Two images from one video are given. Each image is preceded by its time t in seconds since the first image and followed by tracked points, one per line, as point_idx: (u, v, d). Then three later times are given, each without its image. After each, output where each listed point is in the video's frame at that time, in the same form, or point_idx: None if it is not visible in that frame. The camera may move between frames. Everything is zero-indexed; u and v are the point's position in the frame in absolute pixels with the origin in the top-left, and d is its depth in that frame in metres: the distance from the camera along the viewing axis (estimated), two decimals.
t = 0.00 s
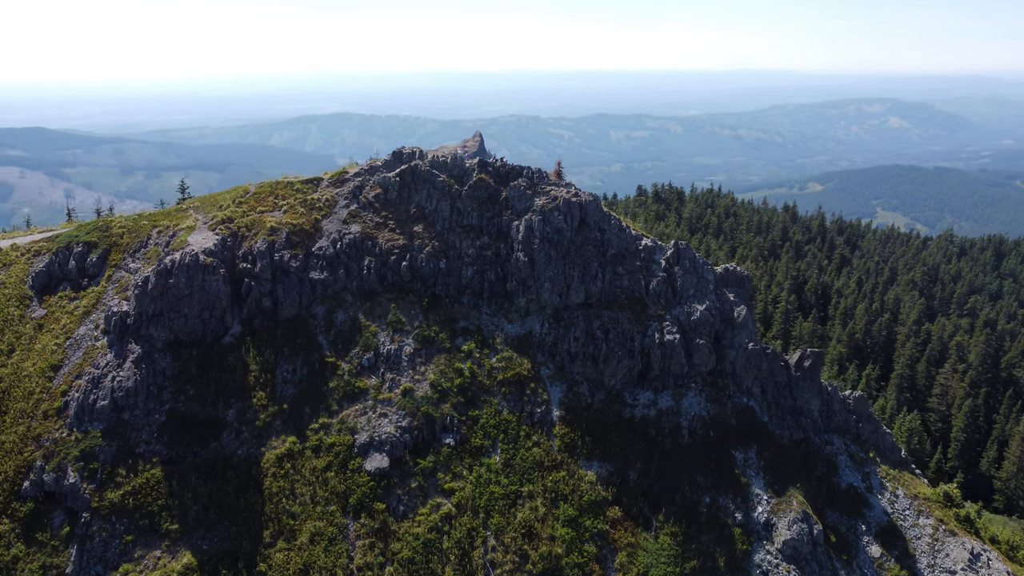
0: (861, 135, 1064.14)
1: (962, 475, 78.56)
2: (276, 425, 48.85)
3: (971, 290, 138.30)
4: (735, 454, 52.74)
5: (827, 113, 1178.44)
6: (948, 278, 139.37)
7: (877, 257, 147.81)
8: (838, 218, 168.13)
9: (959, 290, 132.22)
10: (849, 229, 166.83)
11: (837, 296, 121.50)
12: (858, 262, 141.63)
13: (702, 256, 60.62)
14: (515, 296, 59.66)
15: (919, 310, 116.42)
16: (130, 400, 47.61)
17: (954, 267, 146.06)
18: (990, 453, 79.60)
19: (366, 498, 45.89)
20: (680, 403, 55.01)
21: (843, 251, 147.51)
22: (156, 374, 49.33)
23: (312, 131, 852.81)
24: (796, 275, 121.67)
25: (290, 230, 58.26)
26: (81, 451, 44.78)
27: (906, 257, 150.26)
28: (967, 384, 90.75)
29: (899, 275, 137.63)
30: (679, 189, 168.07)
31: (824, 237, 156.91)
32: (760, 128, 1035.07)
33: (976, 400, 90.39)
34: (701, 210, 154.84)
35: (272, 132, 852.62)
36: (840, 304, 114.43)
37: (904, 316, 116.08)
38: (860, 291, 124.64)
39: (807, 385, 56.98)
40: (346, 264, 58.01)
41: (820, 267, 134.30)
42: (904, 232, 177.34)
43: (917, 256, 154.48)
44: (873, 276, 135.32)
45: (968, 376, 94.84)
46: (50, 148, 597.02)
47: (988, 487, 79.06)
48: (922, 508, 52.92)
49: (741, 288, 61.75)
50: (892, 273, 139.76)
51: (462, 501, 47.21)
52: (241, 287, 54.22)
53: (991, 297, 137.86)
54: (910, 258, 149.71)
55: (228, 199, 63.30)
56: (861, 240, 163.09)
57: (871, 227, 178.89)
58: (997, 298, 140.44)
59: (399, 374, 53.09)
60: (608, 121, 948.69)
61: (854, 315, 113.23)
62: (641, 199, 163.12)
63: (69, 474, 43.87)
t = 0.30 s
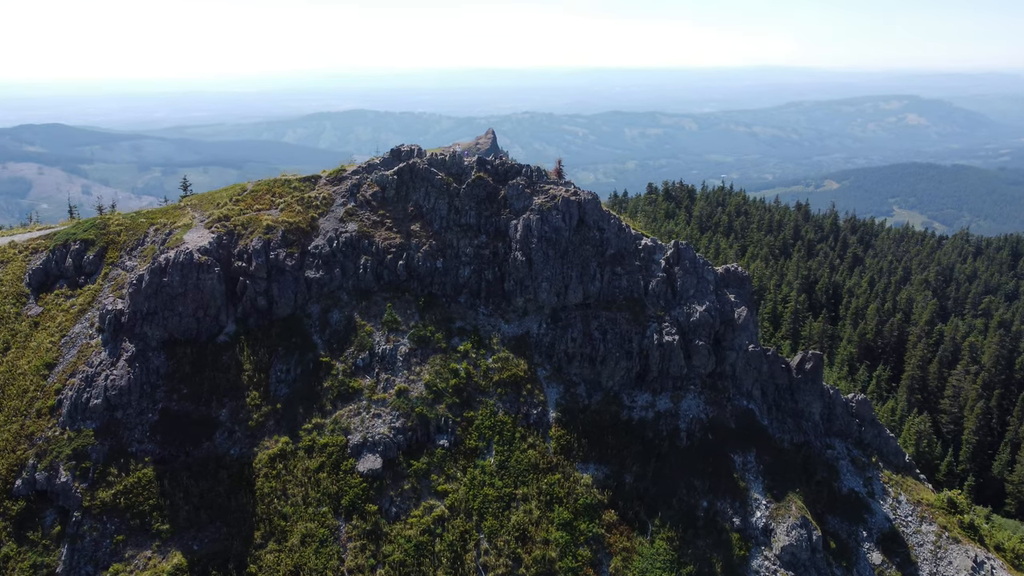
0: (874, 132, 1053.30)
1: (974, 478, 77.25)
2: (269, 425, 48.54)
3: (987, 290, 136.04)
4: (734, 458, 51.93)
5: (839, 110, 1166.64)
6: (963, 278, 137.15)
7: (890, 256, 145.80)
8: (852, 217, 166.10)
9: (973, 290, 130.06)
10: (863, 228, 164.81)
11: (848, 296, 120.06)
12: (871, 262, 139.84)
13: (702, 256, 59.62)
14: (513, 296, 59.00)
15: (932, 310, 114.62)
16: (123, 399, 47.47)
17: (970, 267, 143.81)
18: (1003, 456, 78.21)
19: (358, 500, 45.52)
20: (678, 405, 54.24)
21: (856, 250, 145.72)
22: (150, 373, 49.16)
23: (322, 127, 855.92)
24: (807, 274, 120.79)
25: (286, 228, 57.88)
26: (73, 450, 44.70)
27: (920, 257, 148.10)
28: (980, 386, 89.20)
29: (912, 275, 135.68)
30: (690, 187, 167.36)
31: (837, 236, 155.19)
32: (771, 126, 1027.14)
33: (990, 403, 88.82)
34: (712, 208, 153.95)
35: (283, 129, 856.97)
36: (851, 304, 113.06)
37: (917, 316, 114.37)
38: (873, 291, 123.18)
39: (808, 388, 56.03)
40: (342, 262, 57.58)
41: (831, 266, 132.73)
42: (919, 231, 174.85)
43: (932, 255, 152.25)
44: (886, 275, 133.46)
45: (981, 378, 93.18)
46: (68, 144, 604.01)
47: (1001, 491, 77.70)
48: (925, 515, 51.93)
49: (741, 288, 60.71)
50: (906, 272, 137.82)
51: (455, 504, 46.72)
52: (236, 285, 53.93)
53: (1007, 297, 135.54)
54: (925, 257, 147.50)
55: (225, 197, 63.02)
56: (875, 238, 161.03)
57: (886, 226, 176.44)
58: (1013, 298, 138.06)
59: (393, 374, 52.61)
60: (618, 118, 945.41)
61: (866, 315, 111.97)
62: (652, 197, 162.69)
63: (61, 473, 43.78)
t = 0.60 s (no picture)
0: (887, 130, 1041.67)
1: (986, 482, 75.81)
2: (263, 425, 48.27)
3: (1004, 290, 133.56)
4: (733, 461, 51.09)
5: (853, 108, 1153.53)
6: (979, 278, 134.86)
7: (904, 255, 143.72)
8: (866, 215, 163.92)
9: (989, 290, 127.77)
10: (877, 227, 162.63)
11: (860, 296, 118.56)
12: (885, 261, 137.95)
13: (703, 257, 58.62)
14: (511, 295, 58.33)
15: (947, 310, 112.70)
16: (117, 398, 47.36)
17: (986, 267, 141.34)
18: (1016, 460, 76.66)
19: (351, 501, 45.13)
20: (677, 408, 53.45)
21: (869, 249, 143.83)
22: (144, 371, 49.04)
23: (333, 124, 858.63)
24: (819, 273, 119.78)
25: (283, 226, 57.51)
26: (66, 449, 44.63)
27: (935, 256, 145.84)
28: (993, 388, 87.54)
29: (927, 275, 133.61)
30: (701, 185, 166.37)
31: (851, 235, 153.32)
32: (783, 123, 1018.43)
33: (1003, 405, 87.15)
34: (723, 206, 152.81)
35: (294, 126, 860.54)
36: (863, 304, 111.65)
37: (931, 317, 112.48)
38: (885, 291, 121.61)
39: (809, 391, 55.05)
40: (339, 261, 57.16)
41: (843, 265, 131.09)
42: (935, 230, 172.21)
43: (948, 254, 149.76)
44: (900, 275, 131.48)
45: (995, 380, 91.41)
46: (86, 140, 610.36)
47: (1013, 494, 76.18)
48: (929, 522, 50.82)
49: (743, 289, 59.56)
50: (920, 271, 135.66)
51: (449, 506, 46.24)
52: (232, 284, 53.67)
53: None
54: (940, 257, 145.20)
55: (224, 195, 62.77)
56: (889, 237, 158.86)
57: (901, 225, 173.89)
58: None
59: (388, 374, 52.19)
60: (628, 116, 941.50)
61: (878, 314, 110.55)
62: (663, 195, 161.90)
63: (53, 472, 43.74)
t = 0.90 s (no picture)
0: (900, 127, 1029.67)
1: (998, 485, 74.32)
2: (255, 425, 47.96)
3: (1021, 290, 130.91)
4: (732, 465, 50.28)
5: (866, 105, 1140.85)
6: (995, 277, 132.46)
7: (919, 254, 141.50)
8: (880, 213, 161.52)
9: (1005, 290, 125.36)
10: (891, 226, 160.37)
11: (872, 295, 116.99)
12: (898, 260, 135.95)
13: (704, 257, 57.64)
14: (508, 295, 57.69)
15: (961, 311, 110.71)
16: (110, 396, 47.24)
17: (1003, 267, 138.67)
18: None
19: (343, 502, 44.73)
20: (675, 410, 52.66)
21: (882, 248, 141.90)
22: (138, 370, 48.87)
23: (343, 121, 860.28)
24: (830, 273, 118.55)
25: (279, 224, 57.17)
26: (59, 447, 44.57)
27: (950, 255, 143.48)
28: (1007, 390, 85.81)
29: (941, 274, 131.43)
30: (713, 183, 165.14)
31: (864, 233, 151.41)
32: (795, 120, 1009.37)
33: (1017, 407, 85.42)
34: (734, 205, 151.48)
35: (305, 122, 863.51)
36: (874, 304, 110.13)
37: (944, 317, 110.57)
38: (898, 290, 119.89)
39: (810, 394, 54.06)
40: (335, 260, 56.76)
41: (856, 265, 129.44)
42: (951, 229, 169.32)
43: (964, 253, 147.15)
44: (913, 275, 129.44)
45: (1009, 381, 89.63)
46: (100, 136, 615.95)
47: None
48: (932, 529, 49.79)
49: (744, 290, 58.57)
50: (934, 270, 133.42)
51: (442, 508, 45.77)
52: (227, 282, 53.40)
53: None
54: (956, 256, 142.82)
55: (221, 192, 62.51)
56: (904, 236, 156.49)
57: (916, 224, 171.26)
58: None
59: (383, 374, 51.72)
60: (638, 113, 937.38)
61: (890, 314, 109.04)
62: (673, 193, 160.93)
63: (45, 471, 43.68)
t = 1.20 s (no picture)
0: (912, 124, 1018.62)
1: (1009, 489, 72.98)
2: (247, 425, 47.67)
3: None
4: (728, 469, 49.53)
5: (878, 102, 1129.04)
6: (1009, 277, 130.20)
7: (931, 253, 139.49)
8: (893, 212, 159.28)
9: (1019, 290, 123.22)
10: (903, 224, 158.15)
11: (882, 295, 115.50)
12: (910, 259, 134.11)
13: (702, 257, 56.67)
14: (504, 295, 57.07)
15: (972, 311, 109.00)
16: (101, 394, 47.10)
17: (1018, 266, 136.30)
18: None
19: (333, 504, 44.36)
20: (671, 413, 51.95)
21: (894, 247, 140.05)
22: (130, 368, 48.67)
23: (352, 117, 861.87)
24: (839, 273, 117.18)
25: (273, 222, 56.81)
26: (49, 446, 44.47)
27: (964, 254, 141.26)
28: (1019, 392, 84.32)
29: (953, 274, 129.51)
30: (722, 181, 163.85)
31: (875, 232, 149.55)
32: (805, 117, 1000.56)
33: None
34: (743, 203, 150.23)
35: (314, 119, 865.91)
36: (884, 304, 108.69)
37: (956, 317, 108.91)
38: (909, 290, 118.31)
39: (810, 398, 53.16)
40: (329, 259, 56.34)
41: (866, 264, 127.81)
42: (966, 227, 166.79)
43: (979, 252, 144.84)
44: (924, 274, 127.63)
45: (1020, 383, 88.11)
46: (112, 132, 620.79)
47: None
48: (933, 536, 48.87)
49: (743, 290, 57.42)
50: (947, 270, 131.44)
51: (433, 510, 45.32)
52: (220, 281, 53.10)
53: None
54: (969, 255, 140.60)
55: (216, 189, 62.21)
56: (917, 235, 154.28)
57: (930, 223, 168.72)
58: None
59: (376, 374, 51.29)
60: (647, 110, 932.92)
61: (901, 314, 107.67)
62: (682, 190, 159.84)
63: (35, 469, 43.61)
